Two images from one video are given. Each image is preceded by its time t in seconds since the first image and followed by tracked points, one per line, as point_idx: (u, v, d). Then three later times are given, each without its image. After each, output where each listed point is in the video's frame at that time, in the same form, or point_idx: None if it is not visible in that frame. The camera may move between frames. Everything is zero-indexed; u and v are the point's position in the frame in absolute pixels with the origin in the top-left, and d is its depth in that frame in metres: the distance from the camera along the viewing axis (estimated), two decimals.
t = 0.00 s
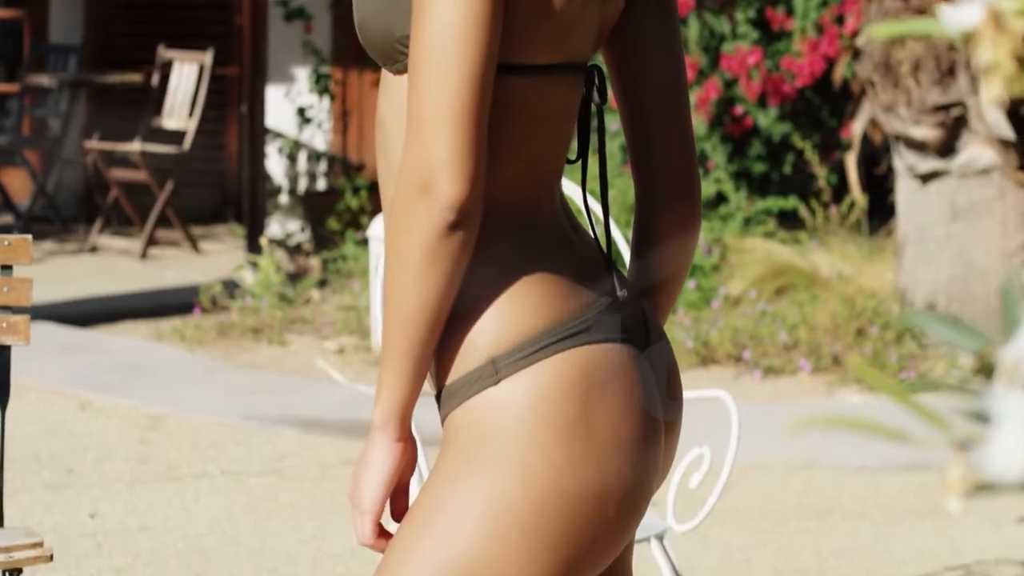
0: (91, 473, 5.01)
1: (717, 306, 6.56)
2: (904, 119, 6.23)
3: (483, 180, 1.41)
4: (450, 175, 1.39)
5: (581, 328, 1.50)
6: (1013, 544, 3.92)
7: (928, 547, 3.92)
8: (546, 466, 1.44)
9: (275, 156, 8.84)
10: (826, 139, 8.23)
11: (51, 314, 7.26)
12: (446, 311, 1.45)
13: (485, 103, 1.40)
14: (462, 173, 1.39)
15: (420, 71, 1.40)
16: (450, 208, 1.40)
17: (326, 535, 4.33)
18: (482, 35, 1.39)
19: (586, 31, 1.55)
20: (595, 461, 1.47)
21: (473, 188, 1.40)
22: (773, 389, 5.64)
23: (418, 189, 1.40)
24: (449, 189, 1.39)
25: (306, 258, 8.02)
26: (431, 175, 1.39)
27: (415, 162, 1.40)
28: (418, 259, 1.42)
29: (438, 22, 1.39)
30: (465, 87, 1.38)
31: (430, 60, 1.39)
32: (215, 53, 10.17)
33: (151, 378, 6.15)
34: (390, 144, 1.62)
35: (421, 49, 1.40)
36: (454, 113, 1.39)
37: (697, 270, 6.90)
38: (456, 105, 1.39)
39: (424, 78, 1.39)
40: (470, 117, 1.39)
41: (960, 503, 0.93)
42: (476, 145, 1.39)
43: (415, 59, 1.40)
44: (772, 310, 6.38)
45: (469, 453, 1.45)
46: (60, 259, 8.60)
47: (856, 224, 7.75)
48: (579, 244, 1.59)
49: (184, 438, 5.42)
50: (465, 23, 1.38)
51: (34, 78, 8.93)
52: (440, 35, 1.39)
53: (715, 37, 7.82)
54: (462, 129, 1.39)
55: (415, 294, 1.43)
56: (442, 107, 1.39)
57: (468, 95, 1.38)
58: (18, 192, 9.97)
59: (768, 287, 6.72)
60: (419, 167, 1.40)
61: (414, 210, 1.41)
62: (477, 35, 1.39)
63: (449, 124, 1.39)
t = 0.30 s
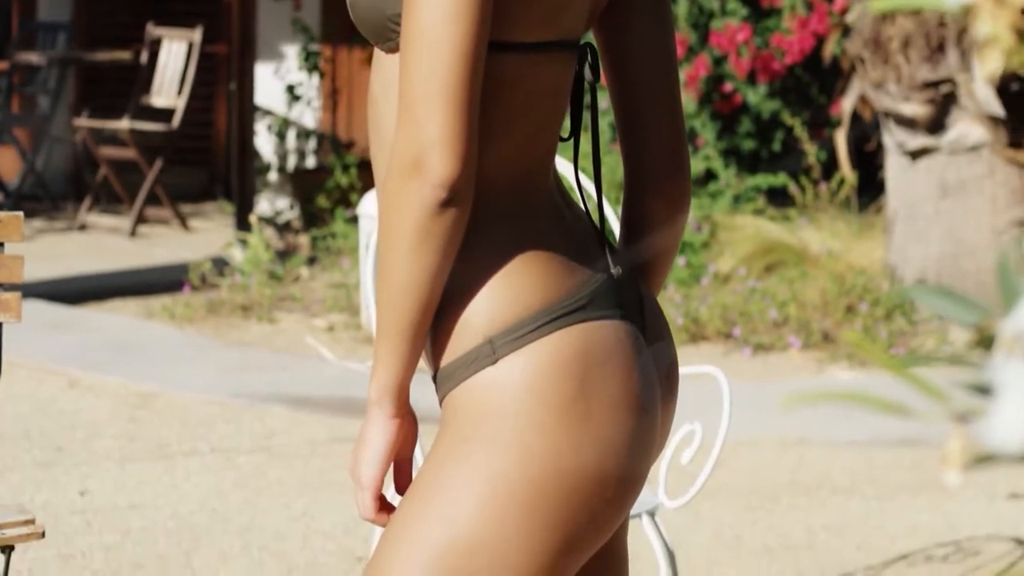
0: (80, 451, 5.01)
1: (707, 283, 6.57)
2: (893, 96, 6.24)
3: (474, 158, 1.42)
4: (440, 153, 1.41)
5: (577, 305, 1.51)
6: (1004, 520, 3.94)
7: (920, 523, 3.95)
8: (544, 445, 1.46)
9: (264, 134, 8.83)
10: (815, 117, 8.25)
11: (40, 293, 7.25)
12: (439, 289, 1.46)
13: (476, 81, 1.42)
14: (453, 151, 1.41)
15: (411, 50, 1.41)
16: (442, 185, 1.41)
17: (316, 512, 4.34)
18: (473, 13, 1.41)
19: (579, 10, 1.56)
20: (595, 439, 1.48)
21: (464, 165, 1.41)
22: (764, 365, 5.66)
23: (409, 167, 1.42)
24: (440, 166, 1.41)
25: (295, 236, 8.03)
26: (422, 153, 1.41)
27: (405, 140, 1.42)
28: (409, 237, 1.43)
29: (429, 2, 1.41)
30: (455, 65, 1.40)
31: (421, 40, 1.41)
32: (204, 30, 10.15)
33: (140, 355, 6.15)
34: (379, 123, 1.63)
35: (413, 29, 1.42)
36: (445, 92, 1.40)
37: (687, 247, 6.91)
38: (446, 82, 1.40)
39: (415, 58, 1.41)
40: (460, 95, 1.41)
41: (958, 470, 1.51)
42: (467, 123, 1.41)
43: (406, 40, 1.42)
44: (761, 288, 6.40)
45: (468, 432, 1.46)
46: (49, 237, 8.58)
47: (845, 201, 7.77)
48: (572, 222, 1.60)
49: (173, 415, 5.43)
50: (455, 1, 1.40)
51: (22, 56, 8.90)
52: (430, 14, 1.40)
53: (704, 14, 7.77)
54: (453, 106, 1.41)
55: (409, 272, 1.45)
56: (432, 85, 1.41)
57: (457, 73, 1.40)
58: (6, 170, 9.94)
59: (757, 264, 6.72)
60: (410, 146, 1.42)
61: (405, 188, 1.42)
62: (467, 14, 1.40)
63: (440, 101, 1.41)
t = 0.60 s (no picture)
0: (70, 428, 5.02)
1: (696, 259, 6.58)
2: (882, 72, 6.25)
3: (467, 135, 1.43)
4: (434, 131, 1.41)
5: (572, 282, 1.52)
6: (994, 495, 3.97)
7: (911, 498, 3.97)
8: (544, 422, 1.47)
9: (253, 111, 8.83)
10: (804, 93, 8.26)
11: (28, 270, 7.24)
12: (435, 265, 1.47)
13: (468, 59, 1.42)
14: (446, 129, 1.41)
15: (406, 29, 1.42)
16: (436, 162, 1.42)
17: (307, 488, 4.36)
18: None
19: None
20: (593, 417, 1.50)
21: (458, 143, 1.42)
22: (754, 342, 5.68)
23: (403, 144, 1.43)
24: (434, 145, 1.42)
25: (284, 212, 7.97)
26: (417, 130, 1.42)
27: (400, 118, 1.43)
28: (404, 215, 1.44)
29: None
30: (448, 43, 1.41)
31: (416, 19, 1.42)
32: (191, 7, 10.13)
33: (129, 332, 6.16)
34: (373, 101, 1.64)
35: (407, 7, 1.42)
36: (439, 69, 1.41)
37: (676, 223, 6.92)
38: (440, 61, 1.41)
39: (409, 38, 1.42)
40: (453, 73, 1.42)
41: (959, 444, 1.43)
42: (460, 101, 1.42)
43: (400, 19, 1.43)
44: (751, 264, 6.41)
45: (467, 412, 1.48)
46: (38, 215, 8.57)
47: (835, 177, 7.78)
48: (566, 199, 1.61)
49: (163, 392, 5.44)
50: None
51: (11, 34, 8.86)
52: None
53: None
54: (446, 85, 1.41)
55: (405, 250, 1.46)
56: (426, 62, 1.42)
57: (451, 51, 1.41)
58: None
59: (747, 240, 6.74)
60: (404, 123, 1.43)
61: (400, 166, 1.43)
62: None
63: (433, 79, 1.42)
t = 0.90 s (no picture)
0: (63, 403, 5.03)
1: (687, 232, 6.60)
2: (873, 44, 6.26)
3: (469, 110, 1.45)
4: (436, 107, 1.43)
5: (571, 256, 1.54)
6: (986, 467, 4.00)
7: (903, 470, 4.00)
8: (544, 393, 1.49)
9: (243, 85, 8.82)
10: (794, 65, 8.27)
11: (18, 246, 7.24)
12: (438, 240, 1.49)
13: (471, 35, 1.43)
14: (448, 105, 1.43)
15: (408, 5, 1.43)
16: (437, 138, 1.43)
17: (300, 463, 4.38)
18: None
19: None
20: (592, 389, 1.52)
21: (459, 119, 1.43)
22: (745, 314, 5.70)
23: (405, 120, 1.44)
24: (435, 120, 1.43)
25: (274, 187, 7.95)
26: (418, 107, 1.43)
27: (402, 93, 1.44)
28: (406, 190, 1.46)
29: None
30: (451, 20, 1.42)
31: None
32: None
33: (122, 306, 6.18)
34: (371, 75, 1.65)
35: None
36: (441, 44, 1.42)
37: (667, 195, 6.94)
38: (442, 38, 1.42)
39: (412, 13, 1.43)
40: (455, 49, 1.42)
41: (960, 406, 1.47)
42: (462, 77, 1.43)
43: None
44: (741, 235, 6.44)
45: (468, 384, 1.50)
46: (29, 190, 8.56)
47: (825, 149, 7.80)
48: (563, 172, 1.63)
49: (155, 367, 5.45)
50: None
51: None
52: None
53: None
54: (448, 60, 1.42)
55: (407, 224, 1.47)
56: (428, 40, 1.42)
57: (453, 28, 1.42)
58: None
59: (737, 213, 6.76)
60: (406, 99, 1.44)
61: (402, 142, 1.45)
62: None
63: (436, 55, 1.42)
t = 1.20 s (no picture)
0: (55, 388, 5.04)
1: (678, 215, 6.61)
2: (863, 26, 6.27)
3: (473, 95, 1.45)
4: (442, 92, 1.43)
5: (566, 238, 1.55)
6: (977, 448, 4.02)
7: (895, 452, 4.02)
8: (540, 374, 1.50)
9: (234, 69, 8.82)
10: (784, 48, 8.28)
11: (7, 231, 7.24)
12: (441, 225, 1.49)
13: (474, 20, 1.44)
14: (454, 90, 1.43)
15: None
16: (444, 123, 1.44)
17: (292, 447, 4.39)
18: None
19: None
20: (588, 371, 1.53)
21: (465, 104, 1.44)
22: (736, 297, 5.72)
23: (411, 105, 1.45)
24: (441, 105, 1.44)
25: (264, 171, 7.95)
26: (424, 92, 1.44)
27: (408, 79, 1.45)
28: (411, 175, 1.46)
29: None
30: (455, 4, 1.42)
31: None
32: None
33: (113, 290, 6.19)
34: (365, 58, 1.65)
35: None
36: (446, 30, 1.42)
37: (657, 178, 6.96)
38: (447, 23, 1.42)
39: None
40: (460, 35, 1.43)
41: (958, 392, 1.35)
42: (467, 61, 1.44)
43: None
44: (731, 218, 6.45)
45: (467, 367, 1.51)
46: (19, 175, 8.56)
47: (815, 131, 7.82)
48: (555, 155, 1.64)
49: (146, 352, 5.46)
50: None
51: None
52: None
53: None
54: (453, 46, 1.43)
55: (412, 209, 1.48)
56: (432, 25, 1.43)
57: (458, 14, 1.42)
58: None
59: (728, 195, 6.78)
60: (412, 84, 1.44)
61: (407, 127, 1.45)
62: None
63: (441, 40, 1.43)
